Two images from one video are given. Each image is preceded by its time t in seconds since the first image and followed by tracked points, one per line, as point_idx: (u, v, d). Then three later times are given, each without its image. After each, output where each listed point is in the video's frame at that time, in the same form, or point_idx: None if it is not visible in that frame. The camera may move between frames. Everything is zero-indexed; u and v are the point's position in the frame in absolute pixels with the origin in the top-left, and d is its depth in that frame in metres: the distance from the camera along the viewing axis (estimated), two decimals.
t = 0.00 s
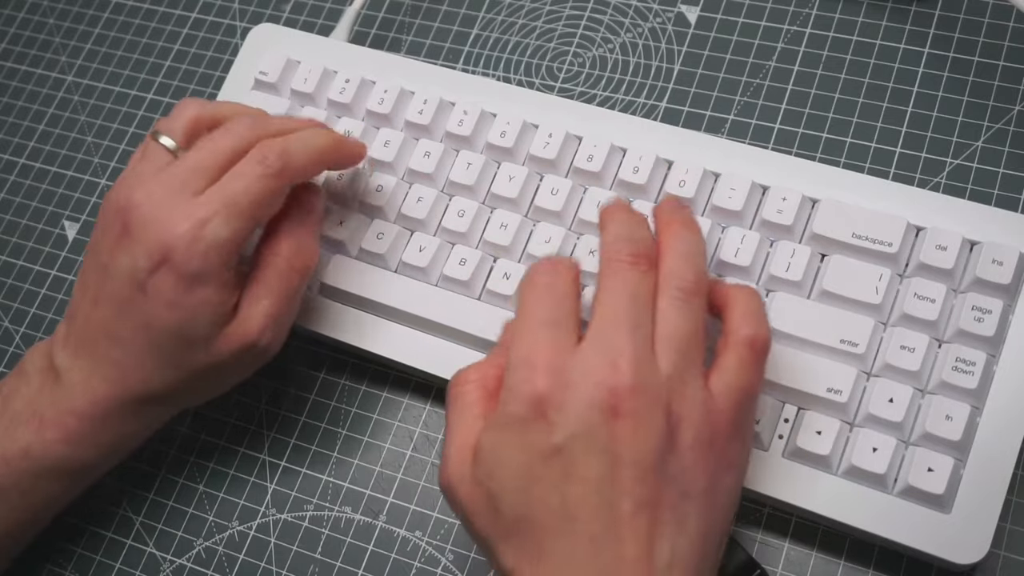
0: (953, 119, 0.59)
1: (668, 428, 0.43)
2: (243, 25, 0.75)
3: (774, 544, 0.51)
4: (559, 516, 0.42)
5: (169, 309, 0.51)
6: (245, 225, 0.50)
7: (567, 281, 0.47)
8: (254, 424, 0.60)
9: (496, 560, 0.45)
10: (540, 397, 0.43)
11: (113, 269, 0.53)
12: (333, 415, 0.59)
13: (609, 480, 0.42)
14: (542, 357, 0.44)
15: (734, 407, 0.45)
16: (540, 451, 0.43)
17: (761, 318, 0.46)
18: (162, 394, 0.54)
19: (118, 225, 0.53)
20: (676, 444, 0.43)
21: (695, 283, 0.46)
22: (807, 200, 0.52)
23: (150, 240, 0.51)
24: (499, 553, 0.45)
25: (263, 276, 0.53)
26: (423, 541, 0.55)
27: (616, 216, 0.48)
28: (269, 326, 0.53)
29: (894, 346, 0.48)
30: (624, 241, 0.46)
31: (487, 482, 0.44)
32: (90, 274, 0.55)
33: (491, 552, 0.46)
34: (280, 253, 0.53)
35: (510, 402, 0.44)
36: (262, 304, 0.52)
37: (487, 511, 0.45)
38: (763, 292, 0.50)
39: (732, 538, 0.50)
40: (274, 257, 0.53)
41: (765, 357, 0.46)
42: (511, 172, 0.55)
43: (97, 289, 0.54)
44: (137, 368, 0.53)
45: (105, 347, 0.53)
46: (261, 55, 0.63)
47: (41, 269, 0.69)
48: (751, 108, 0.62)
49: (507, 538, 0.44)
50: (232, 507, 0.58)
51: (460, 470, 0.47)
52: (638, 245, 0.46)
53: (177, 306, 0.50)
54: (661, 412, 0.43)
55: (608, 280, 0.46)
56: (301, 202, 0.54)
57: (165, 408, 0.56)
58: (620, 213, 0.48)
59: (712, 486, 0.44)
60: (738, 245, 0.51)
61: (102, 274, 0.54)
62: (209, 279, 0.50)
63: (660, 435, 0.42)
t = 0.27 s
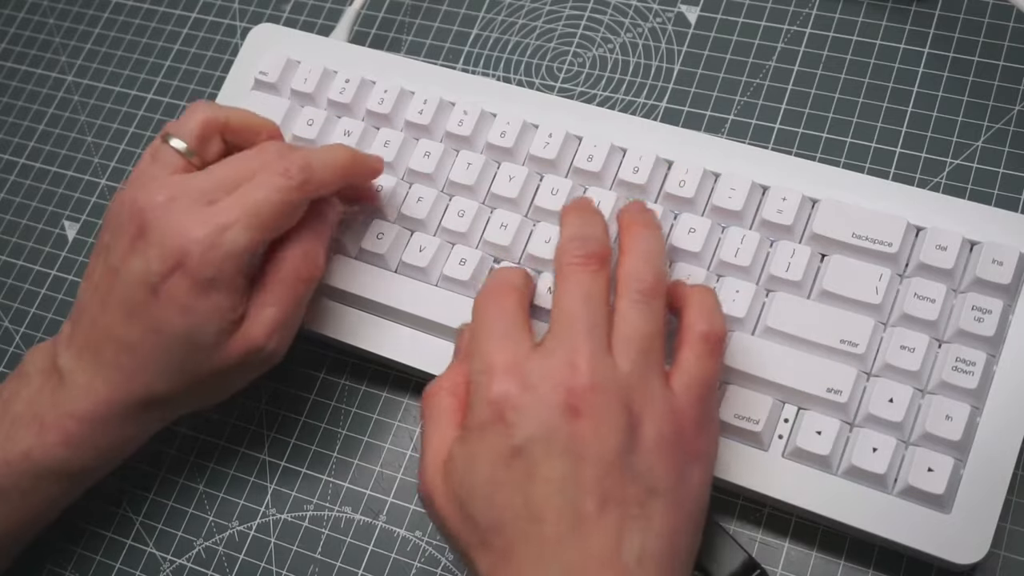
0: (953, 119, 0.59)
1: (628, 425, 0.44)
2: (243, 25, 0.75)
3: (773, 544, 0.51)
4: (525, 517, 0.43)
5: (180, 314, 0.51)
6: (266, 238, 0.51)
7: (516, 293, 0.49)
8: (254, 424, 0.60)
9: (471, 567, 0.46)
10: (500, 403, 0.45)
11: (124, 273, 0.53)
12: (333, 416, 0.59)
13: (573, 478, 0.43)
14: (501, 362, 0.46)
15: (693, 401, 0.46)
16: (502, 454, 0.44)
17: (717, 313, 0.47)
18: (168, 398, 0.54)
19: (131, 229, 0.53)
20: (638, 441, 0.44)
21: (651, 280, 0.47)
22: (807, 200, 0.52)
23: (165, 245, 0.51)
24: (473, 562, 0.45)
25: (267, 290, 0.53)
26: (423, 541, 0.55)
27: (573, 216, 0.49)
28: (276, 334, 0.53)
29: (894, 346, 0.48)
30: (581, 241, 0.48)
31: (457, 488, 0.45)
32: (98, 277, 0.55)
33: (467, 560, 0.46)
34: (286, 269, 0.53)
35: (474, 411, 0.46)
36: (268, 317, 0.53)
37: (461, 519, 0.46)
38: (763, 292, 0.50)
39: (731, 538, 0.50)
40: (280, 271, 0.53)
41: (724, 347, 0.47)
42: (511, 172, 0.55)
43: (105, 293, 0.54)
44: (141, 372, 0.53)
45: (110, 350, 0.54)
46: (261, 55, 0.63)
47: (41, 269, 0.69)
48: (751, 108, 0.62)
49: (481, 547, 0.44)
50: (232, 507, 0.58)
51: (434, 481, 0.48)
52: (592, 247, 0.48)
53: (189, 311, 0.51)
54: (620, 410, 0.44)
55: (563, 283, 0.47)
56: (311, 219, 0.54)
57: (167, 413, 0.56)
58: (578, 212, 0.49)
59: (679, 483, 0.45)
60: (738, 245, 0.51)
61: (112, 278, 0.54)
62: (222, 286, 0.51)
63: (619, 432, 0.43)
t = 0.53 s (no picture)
0: (953, 119, 0.59)
1: (620, 449, 0.43)
2: (243, 25, 0.75)
3: (773, 544, 0.51)
4: (524, 549, 0.43)
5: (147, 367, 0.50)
6: (226, 285, 0.49)
7: (498, 320, 0.48)
8: (254, 424, 0.60)
9: None
10: (489, 437, 0.44)
11: (93, 322, 0.52)
12: (333, 416, 0.59)
13: (568, 507, 0.42)
14: (489, 395, 0.45)
15: (684, 419, 0.45)
16: (495, 489, 0.44)
17: (696, 324, 0.47)
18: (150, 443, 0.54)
19: (98, 272, 0.52)
20: (632, 462, 0.44)
21: (630, 299, 0.46)
22: (807, 200, 0.52)
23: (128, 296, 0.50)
24: None
25: (262, 326, 0.53)
26: (423, 541, 0.55)
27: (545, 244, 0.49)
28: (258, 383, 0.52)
29: (894, 346, 0.48)
30: (555, 265, 0.47)
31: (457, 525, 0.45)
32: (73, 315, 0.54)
33: None
34: (282, 300, 0.53)
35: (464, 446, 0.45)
36: (259, 355, 0.52)
37: (465, 553, 0.46)
38: (763, 292, 0.50)
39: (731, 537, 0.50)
40: (274, 305, 0.53)
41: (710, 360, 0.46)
42: (511, 172, 0.55)
43: (78, 339, 0.53)
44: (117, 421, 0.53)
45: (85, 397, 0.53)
46: (261, 56, 0.63)
47: (41, 269, 0.69)
48: (751, 108, 0.62)
49: None
50: (232, 507, 0.58)
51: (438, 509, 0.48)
52: (568, 269, 0.47)
53: (156, 364, 0.50)
54: (610, 434, 0.43)
55: (543, 308, 0.46)
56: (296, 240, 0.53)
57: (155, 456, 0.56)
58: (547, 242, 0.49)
59: (674, 500, 0.45)
60: (738, 245, 0.51)
61: (84, 325, 0.53)
62: (189, 340, 0.49)
63: (612, 456, 0.43)
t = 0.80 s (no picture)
0: (953, 119, 0.59)
1: (571, 468, 0.44)
2: (243, 25, 0.75)
3: (774, 544, 0.51)
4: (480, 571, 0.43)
5: (128, 475, 0.50)
6: (221, 403, 0.49)
7: (458, 333, 0.48)
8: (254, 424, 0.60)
9: None
10: (442, 460, 0.44)
11: (76, 416, 0.52)
12: (333, 416, 0.59)
13: (521, 528, 0.43)
14: (441, 417, 0.46)
15: (639, 437, 0.46)
16: (449, 512, 0.44)
17: (656, 343, 0.47)
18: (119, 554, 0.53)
19: (89, 367, 0.52)
20: (584, 481, 0.44)
21: (584, 319, 0.46)
22: (807, 200, 0.52)
23: (119, 401, 0.50)
24: None
25: (244, 464, 0.52)
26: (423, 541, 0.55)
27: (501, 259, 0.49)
28: (232, 516, 0.52)
29: (894, 346, 0.48)
30: (512, 277, 0.48)
31: (415, 550, 0.45)
32: (45, 420, 0.54)
33: None
34: (272, 437, 0.52)
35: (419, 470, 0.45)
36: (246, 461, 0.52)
37: None
38: (763, 292, 0.50)
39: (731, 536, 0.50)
40: (259, 449, 0.52)
41: (665, 378, 0.46)
42: (511, 172, 0.55)
43: (57, 427, 0.53)
44: (84, 527, 0.52)
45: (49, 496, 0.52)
46: (261, 56, 0.63)
47: (41, 269, 0.69)
48: (751, 108, 0.62)
49: None
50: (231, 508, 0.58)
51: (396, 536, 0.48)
52: (521, 289, 0.47)
53: (135, 471, 0.50)
54: (560, 455, 0.44)
55: (496, 326, 0.47)
56: (301, 396, 0.53)
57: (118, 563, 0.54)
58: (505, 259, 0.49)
59: (631, 517, 0.45)
60: (738, 246, 0.51)
61: (66, 418, 0.53)
62: (172, 451, 0.49)
63: (563, 475, 0.44)
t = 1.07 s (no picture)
0: (953, 119, 0.59)
1: (558, 472, 0.44)
2: (243, 25, 0.75)
3: (774, 544, 0.51)
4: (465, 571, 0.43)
5: (88, 460, 0.49)
6: (179, 381, 0.49)
7: (446, 338, 0.48)
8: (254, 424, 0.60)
9: None
10: (430, 462, 0.45)
11: (29, 414, 0.51)
12: (333, 416, 0.59)
13: (508, 532, 0.43)
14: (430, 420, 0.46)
15: (627, 443, 0.46)
16: (436, 514, 0.44)
17: (648, 351, 0.47)
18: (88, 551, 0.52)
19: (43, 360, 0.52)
20: (571, 486, 0.44)
21: (577, 327, 0.46)
22: (807, 200, 0.52)
23: (75, 386, 0.50)
24: None
25: (209, 440, 0.52)
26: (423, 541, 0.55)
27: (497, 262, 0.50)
28: (199, 496, 0.51)
29: (894, 346, 0.48)
30: (505, 283, 0.48)
31: (404, 552, 0.46)
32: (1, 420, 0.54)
33: None
34: (235, 414, 0.52)
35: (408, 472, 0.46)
36: (210, 443, 0.52)
37: None
38: (763, 292, 0.50)
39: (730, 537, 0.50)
40: (221, 427, 0.52)
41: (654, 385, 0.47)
42: (511, 172, 0.55)
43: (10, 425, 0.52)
44: (45, 516, 0.51)
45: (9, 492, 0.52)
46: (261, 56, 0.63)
47: (41, 269, 0.69)
48: (751, 108, 0.62)
49: None
50: (232, 508, 0.58)
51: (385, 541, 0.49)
52: (516, 293, 0.47)
53: (96, 454, 0.49)
54: (547, 459, 0.44)
55: (490, 329, 0.47)
56: (262, 372, 0.53)
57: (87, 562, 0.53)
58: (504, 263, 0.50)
59: (619, 523, 0.45)
60: (738, 246, 0.51)
61: (18, 418, 0.52)
62: (133, 434, 0.49)
63: (549, 479, 0.44)
